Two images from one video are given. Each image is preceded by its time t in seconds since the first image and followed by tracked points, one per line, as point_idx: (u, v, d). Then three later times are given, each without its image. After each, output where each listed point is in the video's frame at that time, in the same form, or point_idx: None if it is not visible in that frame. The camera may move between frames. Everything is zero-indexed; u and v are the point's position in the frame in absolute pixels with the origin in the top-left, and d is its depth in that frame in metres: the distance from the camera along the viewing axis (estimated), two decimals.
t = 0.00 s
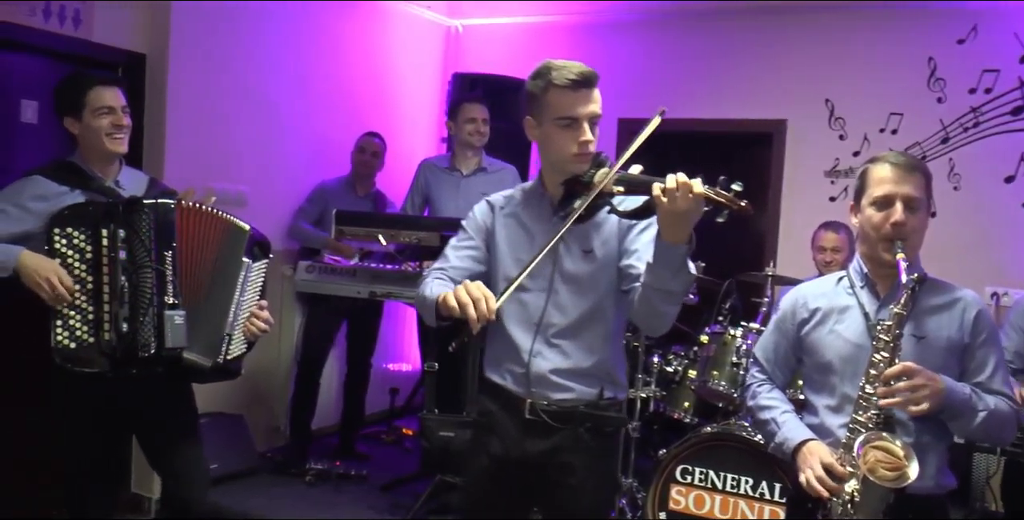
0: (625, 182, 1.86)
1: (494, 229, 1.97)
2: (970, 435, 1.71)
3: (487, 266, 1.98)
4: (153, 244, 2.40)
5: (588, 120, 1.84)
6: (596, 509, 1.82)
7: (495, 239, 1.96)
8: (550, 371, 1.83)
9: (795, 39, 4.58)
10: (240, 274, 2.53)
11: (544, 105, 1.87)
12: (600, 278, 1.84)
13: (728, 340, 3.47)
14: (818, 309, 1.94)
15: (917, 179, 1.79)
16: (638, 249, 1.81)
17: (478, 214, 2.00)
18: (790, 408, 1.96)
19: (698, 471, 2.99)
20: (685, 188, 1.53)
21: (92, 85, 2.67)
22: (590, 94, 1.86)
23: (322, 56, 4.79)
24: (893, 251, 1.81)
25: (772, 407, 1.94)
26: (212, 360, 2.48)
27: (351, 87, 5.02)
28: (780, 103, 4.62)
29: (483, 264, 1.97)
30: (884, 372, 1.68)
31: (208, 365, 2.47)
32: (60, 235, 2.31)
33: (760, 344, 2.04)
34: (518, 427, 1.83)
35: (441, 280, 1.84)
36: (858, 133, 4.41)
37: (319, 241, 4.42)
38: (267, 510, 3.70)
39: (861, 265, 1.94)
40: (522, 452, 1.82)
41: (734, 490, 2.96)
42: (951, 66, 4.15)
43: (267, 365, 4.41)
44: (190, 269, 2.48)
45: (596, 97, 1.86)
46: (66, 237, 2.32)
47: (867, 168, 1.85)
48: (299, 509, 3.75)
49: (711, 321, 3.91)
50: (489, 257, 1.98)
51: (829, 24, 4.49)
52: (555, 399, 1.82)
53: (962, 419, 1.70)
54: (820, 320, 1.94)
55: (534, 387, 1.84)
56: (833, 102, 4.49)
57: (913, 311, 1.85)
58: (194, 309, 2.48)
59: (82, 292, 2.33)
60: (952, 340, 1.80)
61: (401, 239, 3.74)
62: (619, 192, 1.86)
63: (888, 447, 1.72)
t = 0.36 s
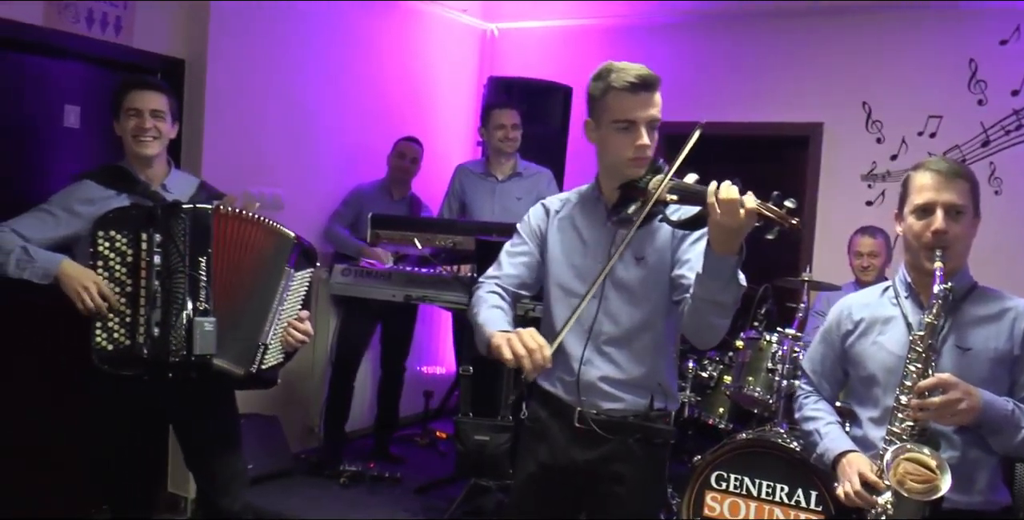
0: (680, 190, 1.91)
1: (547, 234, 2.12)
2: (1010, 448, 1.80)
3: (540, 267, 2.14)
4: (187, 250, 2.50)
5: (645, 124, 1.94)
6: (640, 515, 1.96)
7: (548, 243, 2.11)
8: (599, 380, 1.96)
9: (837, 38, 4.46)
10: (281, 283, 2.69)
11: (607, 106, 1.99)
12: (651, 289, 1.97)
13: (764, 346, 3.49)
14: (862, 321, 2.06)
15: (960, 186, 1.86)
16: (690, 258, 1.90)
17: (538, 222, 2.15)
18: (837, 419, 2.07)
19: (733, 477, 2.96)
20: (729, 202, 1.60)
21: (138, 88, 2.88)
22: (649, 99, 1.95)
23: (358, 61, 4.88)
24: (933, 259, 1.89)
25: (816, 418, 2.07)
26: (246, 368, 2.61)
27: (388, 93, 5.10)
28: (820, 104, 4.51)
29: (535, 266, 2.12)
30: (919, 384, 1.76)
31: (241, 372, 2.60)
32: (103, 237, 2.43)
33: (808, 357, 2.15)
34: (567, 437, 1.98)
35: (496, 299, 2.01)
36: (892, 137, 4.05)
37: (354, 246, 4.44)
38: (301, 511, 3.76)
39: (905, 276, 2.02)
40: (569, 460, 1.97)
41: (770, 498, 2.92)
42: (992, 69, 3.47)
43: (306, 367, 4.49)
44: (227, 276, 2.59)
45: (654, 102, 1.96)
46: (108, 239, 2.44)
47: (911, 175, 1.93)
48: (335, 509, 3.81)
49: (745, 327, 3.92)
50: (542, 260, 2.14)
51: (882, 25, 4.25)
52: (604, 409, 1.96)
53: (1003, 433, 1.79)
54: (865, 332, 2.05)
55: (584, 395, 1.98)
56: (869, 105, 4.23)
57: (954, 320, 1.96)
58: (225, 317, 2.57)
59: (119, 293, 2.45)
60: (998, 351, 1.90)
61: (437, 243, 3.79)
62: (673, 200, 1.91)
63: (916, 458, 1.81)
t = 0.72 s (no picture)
0: (696, 200, 2.11)
1: (565, 235, 2.38)
2: None
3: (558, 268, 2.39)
4: (218, 252, 2.66)
5: (660, 135, 2.14)
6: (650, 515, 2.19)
7: (569, 245, 2.36)
8: (614, 386, 2.22)
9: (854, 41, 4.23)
10: (319, 288, 2.82)
11: (623, 119, 2.19)
12: (671, 296, 2.19)
13: (779, 352, 3.52)
14: (891, 331, 2.23)
15: (986, 196, 2.02)
16: (709, 267, 2.09)
17: (556, 225, 2.40)
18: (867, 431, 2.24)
19: (749, 484, 2.93)
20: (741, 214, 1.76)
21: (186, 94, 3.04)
22: (659, 110, 2.15)
23: (375, 61, 4.95)
24: (959, 268, 2.06)
25: (846, 429, 2.23)
26: (274, 375, 2.76)
27: (401, 93, 5.13)
28: (843, 109, 4.23)
29: (552, 267, 2.37)
30: (940, 395, 1.94)
31: (269, 380, 2.75)
32: (145, 241, 2.61)
33: (840, 367, 2.33)
34: (583, 440, 2.23)
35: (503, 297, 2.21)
36: (913, 142, 3.75)
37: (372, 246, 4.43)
38: (314, 511, 3.85)
39: (934, 288, 2.21)
40: (586, 464, 2.22)
41: (786, 505, 2.88)
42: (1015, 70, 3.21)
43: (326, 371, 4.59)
44: (266, 280, 2.75)
45: (665, 112, 2.15)
46: (150, 243, 2.62)
47: (941, 186, 2.09)
48: (351, 510, 3.89)
49: (762, 332, 3.90)
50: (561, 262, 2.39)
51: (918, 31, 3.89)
52: (619, 414, 2.21)
53: None
54: (892, 342, 2.22)
55: (600, 401, 2.23)
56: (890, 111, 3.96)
57: (983, 334, 2.14)
58: (253, 320, 2.72)
59: (155, 294, 2.62)
60: None
61: (454, 246, 3.79)
62: (689, 210, 2.11)
63: (932, 468, 1.95)
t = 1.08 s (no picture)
0: (703, 195, 2.06)
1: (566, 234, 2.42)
2: None
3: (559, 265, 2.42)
4: (243, 259, 2.72)
5: (662, 132, 2.19)
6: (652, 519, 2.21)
7: (570, 242, 2.39)
8: (618, 386, 2.22)
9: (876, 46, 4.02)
10: (353, 299, 2.76)
11: (631, 113, 2.24)
12: (672, 295, 2.22)
13: (794, 358, 3.60)
14: (918, 341, 2.25)
15: (1017, 202, 2.03)
16: (710, 267, 2.09)
17: (561, 224, 2.44)
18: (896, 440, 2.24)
19: (764, 491, 2.92)
20: (754, 203, 1.79)
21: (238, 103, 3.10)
22: (667, 108, 2.20)
23: (388, 63, 4.98)
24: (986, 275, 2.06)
25: (874, 438, 2.25)
26: (288, 388, 2.77)
27: (416, 95, 5.14)
28: (858, 114, 4.01)
29: (554, 265, 2.41)
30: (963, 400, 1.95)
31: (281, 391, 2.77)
32: (192, 247, 2.78)
33: (869, 376, 2.34)
34: (585, 444, 2.24)
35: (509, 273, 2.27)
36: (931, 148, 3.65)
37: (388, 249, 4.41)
38: (321, 510, 3.87)
39: (963, 296, 2.23)
40: (588, 467, 2.23)
41: (801, 513, 2.88)
42: None
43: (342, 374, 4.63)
44: (285, 283, 2.76)
45: (674, 111, 2.20)
46: (196, 250, 2.78)
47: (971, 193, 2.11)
48: (362, 511, 3.91)
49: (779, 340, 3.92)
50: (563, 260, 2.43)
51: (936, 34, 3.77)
52: (621, 417, 2.21)
53: None
54: (919, 352, 2.24)
55: (602, 402, 2.23)
56: (905, 115, 3.80)
57: (1011, 343, 2.17)
58: (275, 325, 2.74)
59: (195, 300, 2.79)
60: None
61: (470, 250, 3.86)
62: (696, 203, 2.07)
63: (956, 476, 1.92)
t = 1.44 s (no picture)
0: (690, 193, 2.03)
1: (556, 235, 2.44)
2: None
3: (550, 266, 2.45)
4: (265, 268, 2.76)
5: (639, 136, 2.22)
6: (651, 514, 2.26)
7: (559, 243, 2.42)
8: (614, 384, 2.26)
9: (901, 47, 3.97)
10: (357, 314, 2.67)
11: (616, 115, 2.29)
12: (661, 293, 2.24)
13: (810, 363, 3.64)
14: (941, 347, 2.22)
15: None
16: (698, 263, 2.13)
17: (550, 225, 2.47)
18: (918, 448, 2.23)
19: (779, 495, 2.89)
20: (745, 198, 1.76)
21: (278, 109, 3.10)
22: (651, 112, 2.23)
23: (405, 69, 4.97)
24: (1011, 281, 2.01)
25: (896, 445, 2.24)
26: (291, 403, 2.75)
27: (434, 99, 5.16)
28: (879, 113, 3.98)
29: (545, 266, 2.44)
30: (987, 410, 1.92)
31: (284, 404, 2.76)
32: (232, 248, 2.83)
33: (894, 384, 2.33)
34: (581, 445, 2.28)
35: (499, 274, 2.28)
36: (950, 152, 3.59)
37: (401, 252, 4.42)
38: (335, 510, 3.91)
39: (989, 303, 2.19)
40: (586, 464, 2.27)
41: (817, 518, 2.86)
42: None
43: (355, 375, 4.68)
44: (294, 294, 2.76)
45: (658, 116, 2.23)
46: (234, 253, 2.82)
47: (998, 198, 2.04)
48: (376, 511, 3.95)
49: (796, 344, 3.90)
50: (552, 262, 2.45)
51: (953, 36, 3.73)
52: (616, 414, 2.25)
53: None
54: (942, 359, 2.21)
55: (596, 400, 2.27)
56: (925, 119, 3.78)
57: None
58: (284, 334, 2.75)
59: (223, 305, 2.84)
60: None
61: (486, 253, 3.87)
62: (685, 202, 2.04)
63: (975, 485, 1.90)
